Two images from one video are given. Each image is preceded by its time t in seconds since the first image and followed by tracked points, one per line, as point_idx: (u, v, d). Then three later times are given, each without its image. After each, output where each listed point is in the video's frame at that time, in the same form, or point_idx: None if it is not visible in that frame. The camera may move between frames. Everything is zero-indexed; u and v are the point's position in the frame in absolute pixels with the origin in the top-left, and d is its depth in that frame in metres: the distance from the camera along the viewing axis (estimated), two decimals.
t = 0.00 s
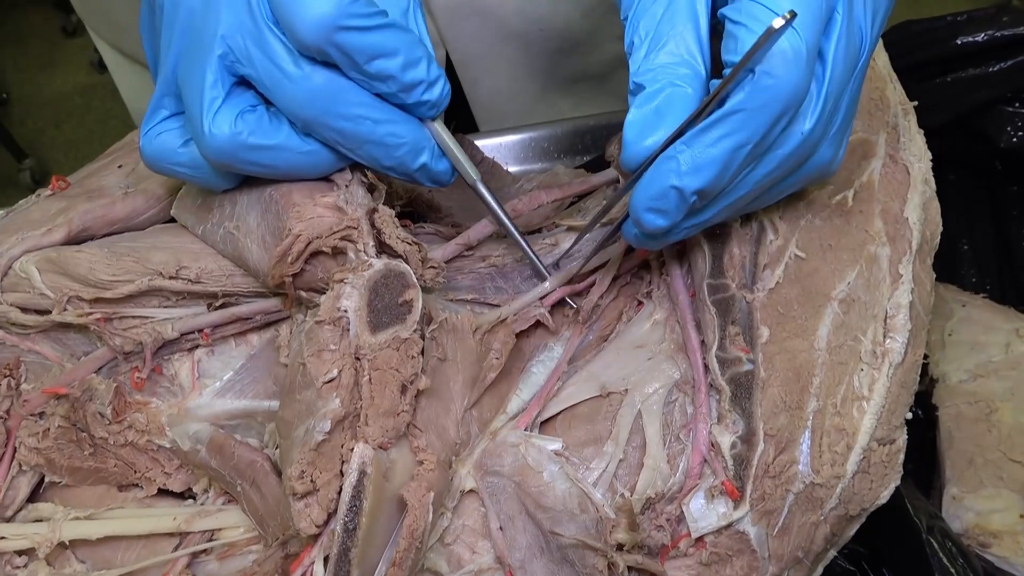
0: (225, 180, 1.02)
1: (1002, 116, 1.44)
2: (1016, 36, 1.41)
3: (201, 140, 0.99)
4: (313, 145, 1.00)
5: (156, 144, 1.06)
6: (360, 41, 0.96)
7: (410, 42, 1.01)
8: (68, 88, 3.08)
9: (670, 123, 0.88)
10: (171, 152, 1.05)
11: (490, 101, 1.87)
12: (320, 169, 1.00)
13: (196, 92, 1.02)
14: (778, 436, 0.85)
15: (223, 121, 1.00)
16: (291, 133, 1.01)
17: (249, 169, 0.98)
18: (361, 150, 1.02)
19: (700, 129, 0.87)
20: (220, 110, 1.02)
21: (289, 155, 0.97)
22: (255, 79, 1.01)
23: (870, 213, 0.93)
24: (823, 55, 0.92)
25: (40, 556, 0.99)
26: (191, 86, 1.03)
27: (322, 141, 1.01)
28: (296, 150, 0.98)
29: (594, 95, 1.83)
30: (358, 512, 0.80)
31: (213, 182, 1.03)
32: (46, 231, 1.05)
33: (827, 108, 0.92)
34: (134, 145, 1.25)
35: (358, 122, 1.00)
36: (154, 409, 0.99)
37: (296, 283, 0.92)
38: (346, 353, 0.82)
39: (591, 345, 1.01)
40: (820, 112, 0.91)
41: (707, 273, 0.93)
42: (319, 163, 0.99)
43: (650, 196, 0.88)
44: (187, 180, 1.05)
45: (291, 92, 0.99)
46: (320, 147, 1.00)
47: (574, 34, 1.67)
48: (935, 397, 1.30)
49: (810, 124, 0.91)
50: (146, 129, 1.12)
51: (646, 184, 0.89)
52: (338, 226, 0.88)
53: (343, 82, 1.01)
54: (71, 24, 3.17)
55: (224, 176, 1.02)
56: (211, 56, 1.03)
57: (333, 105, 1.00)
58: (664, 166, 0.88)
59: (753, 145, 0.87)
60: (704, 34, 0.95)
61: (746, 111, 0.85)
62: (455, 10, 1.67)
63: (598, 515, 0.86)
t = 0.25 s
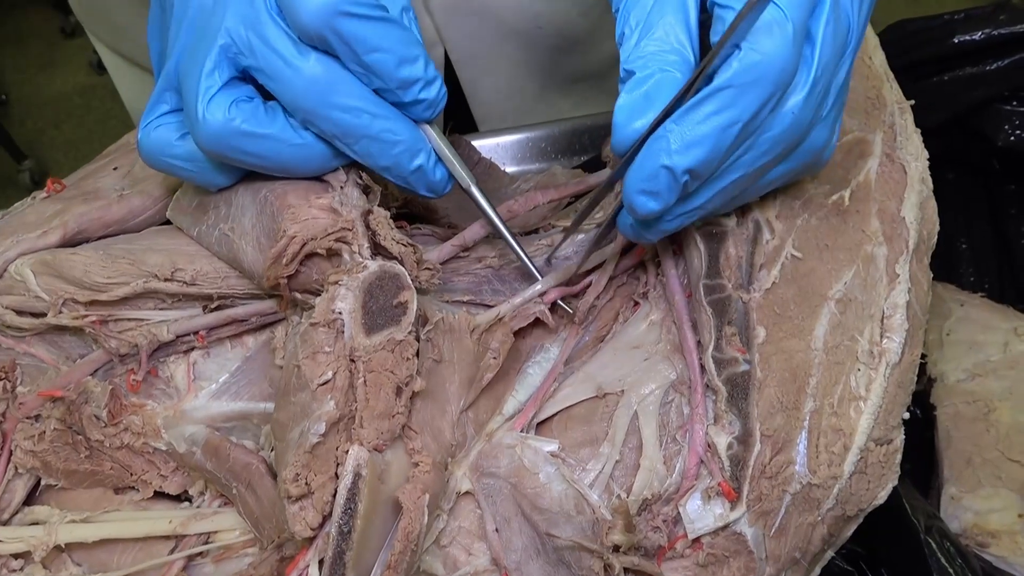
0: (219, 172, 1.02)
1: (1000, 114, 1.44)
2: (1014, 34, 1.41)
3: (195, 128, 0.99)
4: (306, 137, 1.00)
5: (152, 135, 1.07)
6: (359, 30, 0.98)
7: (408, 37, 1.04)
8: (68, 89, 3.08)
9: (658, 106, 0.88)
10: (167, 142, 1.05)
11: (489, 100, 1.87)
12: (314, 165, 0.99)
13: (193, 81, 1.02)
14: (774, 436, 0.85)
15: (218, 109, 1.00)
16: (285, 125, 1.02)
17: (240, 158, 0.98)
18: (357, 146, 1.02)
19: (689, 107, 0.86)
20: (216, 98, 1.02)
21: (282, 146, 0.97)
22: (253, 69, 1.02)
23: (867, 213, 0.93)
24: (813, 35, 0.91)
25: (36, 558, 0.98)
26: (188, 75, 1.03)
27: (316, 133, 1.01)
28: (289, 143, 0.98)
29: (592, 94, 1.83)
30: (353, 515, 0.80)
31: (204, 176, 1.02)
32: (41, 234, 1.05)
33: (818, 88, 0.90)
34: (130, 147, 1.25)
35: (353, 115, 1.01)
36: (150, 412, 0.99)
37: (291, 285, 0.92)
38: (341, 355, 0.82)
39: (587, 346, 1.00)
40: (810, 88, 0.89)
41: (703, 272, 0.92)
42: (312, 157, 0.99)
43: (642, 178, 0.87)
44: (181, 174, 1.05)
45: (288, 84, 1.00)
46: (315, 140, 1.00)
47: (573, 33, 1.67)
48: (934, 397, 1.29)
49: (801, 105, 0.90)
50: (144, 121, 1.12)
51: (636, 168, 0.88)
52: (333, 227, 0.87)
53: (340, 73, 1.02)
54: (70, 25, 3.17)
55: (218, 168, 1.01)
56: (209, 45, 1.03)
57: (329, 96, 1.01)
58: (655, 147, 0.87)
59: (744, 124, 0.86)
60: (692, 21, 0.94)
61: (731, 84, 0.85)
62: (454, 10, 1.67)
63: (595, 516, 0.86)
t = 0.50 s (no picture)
0: (219, 169, 1.01)
1: (1003, 109, 1.45)
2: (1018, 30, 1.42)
3: (192, 122, 0.99)
4: (304, 135, 0.99)
5: (150, 130, 1.06)
6: (361, 28, 0.98)
7: (410, 37, 1.04)
8: (66, 88, 3.07)
9: (710, 3, 0.89)
10: (165, 138, 1.05)
11: (488, 97, 1.86)
12: (312, 164, 0.98)
13: (191, 76, 1.01)
14: (776, 434, 0.85)
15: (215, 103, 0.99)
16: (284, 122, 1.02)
17: (237, 154, 0.97)
18: (355, 145, 1.01)
19: None
20: (214, 93, 1.01)
21: (280, 144, 0.97)
22: (252, 66, 1.01)
23: (869, 208, 0.91)
24: None
25: (34, 558, 0.98)
26: (186, 70, 1.03)
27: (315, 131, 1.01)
28: (286, 141, 0.97)
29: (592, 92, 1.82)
30: (352, 514, 0.80)
31: (201, 172, 1.02)
32: (39, 232, 1.05)
33: None
34: (128, 144, 1.24)
35: (352, 114, 1.00)
36: (148, 411, 0.99)
37: (289, 282, 0.91)
38: (339, 353, 0.81)
39: (588, 343, 1.00)
40: None
41: (704, 269, 0.90)
42: (310, 156, 0.98)
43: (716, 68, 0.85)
44: (178, 170, 1.04)
45: (288, 80, 1.00)
46: (313, 138, 1.00)
47: (572, 30, 1.66)
48: (936, 394, 1.30)
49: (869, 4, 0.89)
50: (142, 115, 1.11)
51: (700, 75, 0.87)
52: (331, 225, 0.87)
53: (340, 70, 1.02)
54: (69, 24, 3.16)
55: (215, 166, 1.01)
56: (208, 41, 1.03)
57: (328, 93, 1.00)
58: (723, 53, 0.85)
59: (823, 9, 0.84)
60: None
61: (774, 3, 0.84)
62: (453, 7, 1.66)
63: (595, 514, 0.86)
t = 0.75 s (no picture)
0: (222, 160, 1.01)
1: (1003, 109, 1.46)
2: (1017, 28, 1.42)
3: (196, 112, 0.99)
4: (309, 128, 1.00)
5: (155, 124, 1.07)
6: (372, 26, 1.01)
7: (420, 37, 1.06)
8: (66, 88, 3.07)
9: None
10: (172, 132, 1.06)
11: (489, 95, 1.87)
12: (315, 158, 0.99)
13: (196, 65, 1.01)
14: (778, 433, 0.85)
15: (221, 94, 0.99)
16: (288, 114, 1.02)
17: (241, 145, 0.98)
18: (360, 139, 1.02)
19: None
20: (219, 83, 1.01)
21: (286, 136, 0.97)
22: (259, 58, 1.02)
23: (871, 208, 0.91)
24: None
25: (38, 558, 0.99)
26: (192, 60, 1.03)
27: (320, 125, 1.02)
28: (291, 133, 0.98)
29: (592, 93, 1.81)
30: (356, 513, 0.80)
31: (205, 165, 1.02)
32: (42, 232, 1.05)
33: None
34: (130, 144, 1.24)
35: (358, 108, 1.02)
36: (151, 410, 0.99)
37: (292, 282, 0.91)
38: (342, 352, 0.81)
39: (590, 342, 1.00)
40: None
41: (706, 269, 0.90)
42: (315, 149, 0.99)
43: None
44: (181, 164, 1.05)
45: (296, 74, 1.00)
46: (317, 131, 1.00)
47: (573, 29, 1.66)
48: (938, 393, 1.30)
49: None
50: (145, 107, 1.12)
51: None
52: (334, 224, 0.87)
53: (347, 66, 1.03)
54: (69, 24, 3.16)
55: (219, 158, 1.01)
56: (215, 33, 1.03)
57: (335, 88, 1.02)
58: None
59: None
60: None
61: None
62: (454, 5, 1.66)
63: (598, 513, 0.86)
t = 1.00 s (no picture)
0: (225, 159, 1.02)
1: (1003, 109, 1.47)
2: (1017, 29, 1.42)
3: (202, 108, 1.01)
4: (313, 128, 1.02)
5: (158, 120, 1.08)
6: (388, 33, 1.04)
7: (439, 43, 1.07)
8: (66, 87, 3.07)
9: None
10: (176, 128, 1.06)
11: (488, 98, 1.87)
12: (315, 158, 0.99)
13: (205, 64, 1.04)
14: (778, 433, 0.85)
15: (227, 92, 1.02)
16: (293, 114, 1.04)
17: (244, 142, 1.00)
18: (365, 140, 1.03)
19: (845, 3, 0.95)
20: (225, 81, 1.03)
21: (289, 136, 0.99)
22: (269, 59, 1.04)
23: (870, 208, 0.92)
24: None
25: (40, 557, 0.99)
26: (201, 59, 1.05)
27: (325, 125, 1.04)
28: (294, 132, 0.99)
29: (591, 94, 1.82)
30: (357, 512, 0.80)
31: (207, 163, 1.02)
32: (44, 232, 1.05)
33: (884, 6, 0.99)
34: (132, 144, 1.25)
35: (364, 109, 1.02)
36: (153, 410, 0.99)
37: (293, 282, 0.91)
38: (343, 352, 0.81)
39: (591, 342, 1.00)
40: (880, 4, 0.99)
41: (707, 269, 0.89)
42: (318, 150, 0.99)
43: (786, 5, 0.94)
44: (181, 160, 1.06)
45: (305, 75, 1.02)
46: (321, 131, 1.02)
47: (574, 29, 1.67)
48: (938, 392, 1.30)
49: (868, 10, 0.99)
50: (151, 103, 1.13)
51: None
52: (335, 225, 0.87)
53: (355, 67, 1.04)
54: (70, 23, 3.16)
55: (223, 156, 1.02)
56: (228, 34, 1.05)
57: (343, 89, 1.02)
58: None
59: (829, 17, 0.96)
60: None
61: (763, 24, 0.94)
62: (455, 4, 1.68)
63: (598, 512, 0.86)
